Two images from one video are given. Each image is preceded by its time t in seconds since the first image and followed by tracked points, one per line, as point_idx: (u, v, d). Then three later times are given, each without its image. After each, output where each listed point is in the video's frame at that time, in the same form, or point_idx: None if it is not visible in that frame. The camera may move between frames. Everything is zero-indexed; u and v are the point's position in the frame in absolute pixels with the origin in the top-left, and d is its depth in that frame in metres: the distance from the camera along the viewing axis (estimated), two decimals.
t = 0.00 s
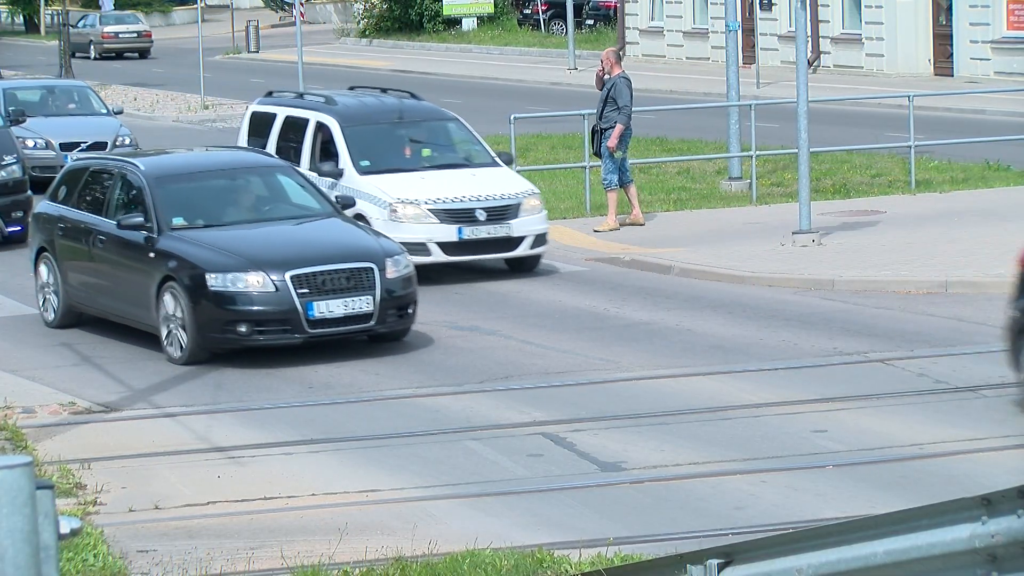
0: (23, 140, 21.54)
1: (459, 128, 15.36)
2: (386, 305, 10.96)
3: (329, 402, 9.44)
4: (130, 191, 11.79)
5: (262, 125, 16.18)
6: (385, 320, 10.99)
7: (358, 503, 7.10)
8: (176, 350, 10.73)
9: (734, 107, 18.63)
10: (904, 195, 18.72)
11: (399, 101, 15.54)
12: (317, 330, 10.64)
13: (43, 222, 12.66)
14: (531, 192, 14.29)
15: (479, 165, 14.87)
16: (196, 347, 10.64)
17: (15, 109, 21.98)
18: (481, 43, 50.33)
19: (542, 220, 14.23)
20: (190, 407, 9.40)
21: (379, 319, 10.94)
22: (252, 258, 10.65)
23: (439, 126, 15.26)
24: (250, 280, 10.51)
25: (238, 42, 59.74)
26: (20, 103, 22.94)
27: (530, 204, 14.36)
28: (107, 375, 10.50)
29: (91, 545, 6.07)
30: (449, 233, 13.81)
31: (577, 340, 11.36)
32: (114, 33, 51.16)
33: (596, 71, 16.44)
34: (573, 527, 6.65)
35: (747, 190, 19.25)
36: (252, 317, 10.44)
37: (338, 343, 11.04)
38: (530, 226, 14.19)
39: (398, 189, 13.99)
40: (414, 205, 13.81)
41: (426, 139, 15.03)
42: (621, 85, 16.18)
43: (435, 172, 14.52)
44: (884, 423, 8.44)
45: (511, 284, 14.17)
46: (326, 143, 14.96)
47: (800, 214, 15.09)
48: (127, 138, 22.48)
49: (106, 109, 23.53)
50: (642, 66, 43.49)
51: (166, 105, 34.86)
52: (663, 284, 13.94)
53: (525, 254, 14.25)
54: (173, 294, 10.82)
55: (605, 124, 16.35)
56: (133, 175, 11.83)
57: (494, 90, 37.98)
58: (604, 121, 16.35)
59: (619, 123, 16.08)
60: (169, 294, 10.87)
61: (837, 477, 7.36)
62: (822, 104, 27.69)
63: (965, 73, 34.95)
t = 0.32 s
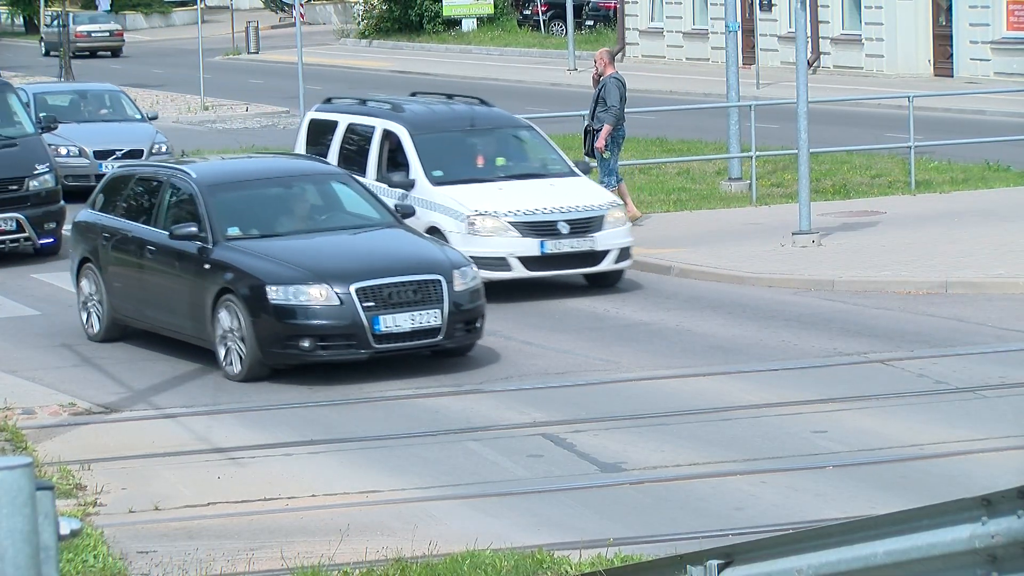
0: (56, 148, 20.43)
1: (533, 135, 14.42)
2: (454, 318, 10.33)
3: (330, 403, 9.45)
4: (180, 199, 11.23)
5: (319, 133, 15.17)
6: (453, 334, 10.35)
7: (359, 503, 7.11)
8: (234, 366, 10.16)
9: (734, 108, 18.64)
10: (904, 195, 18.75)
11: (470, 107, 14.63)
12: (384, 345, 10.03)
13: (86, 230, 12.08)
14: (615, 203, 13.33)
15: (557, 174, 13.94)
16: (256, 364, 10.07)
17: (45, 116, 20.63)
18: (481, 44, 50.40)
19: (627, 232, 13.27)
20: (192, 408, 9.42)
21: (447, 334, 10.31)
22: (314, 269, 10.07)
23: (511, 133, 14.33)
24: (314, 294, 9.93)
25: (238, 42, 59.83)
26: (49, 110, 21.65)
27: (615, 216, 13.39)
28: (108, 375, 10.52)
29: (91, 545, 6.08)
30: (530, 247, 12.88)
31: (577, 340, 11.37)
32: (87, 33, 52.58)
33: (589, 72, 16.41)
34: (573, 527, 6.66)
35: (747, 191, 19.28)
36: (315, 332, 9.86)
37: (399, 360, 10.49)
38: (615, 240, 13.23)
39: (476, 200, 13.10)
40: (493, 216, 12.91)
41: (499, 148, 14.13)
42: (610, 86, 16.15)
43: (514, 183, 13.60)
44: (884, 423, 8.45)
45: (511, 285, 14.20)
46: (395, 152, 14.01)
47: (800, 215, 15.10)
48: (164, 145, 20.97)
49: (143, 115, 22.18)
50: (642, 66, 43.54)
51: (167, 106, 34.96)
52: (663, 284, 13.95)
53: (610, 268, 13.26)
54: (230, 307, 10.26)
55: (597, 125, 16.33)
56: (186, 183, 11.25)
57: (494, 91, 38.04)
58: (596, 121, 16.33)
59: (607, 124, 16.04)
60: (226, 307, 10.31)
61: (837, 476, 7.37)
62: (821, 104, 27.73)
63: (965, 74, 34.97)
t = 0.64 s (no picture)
0: (91, 154, 19.55)
1: (619, 142, 13.59)
2: (526, 333, 9.72)
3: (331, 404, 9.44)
4: (235, 206, 10.67)
5: (391, 142, 14.41)
6: (524, 350, 9.74)
7: (358, 503, 7.11)
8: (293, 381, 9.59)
9: (734, 108, 18.63)
10: (904, 195, 18.76)
11: (552, 113, 13.83)
12: (454, 361, 9.42)
13: (132, 238, 11.53)
14: (712, 214, 12.46)
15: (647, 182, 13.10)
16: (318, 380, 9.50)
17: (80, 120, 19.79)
18: (481, 44, 50.43)
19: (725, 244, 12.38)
20: (192, 408, 9.41)
21: (519, 349, 9.69)
22: (381, 281, 9.49)
23: (596, 141, 13.49)
24: (380, 306, 9.35)
25: (239, 42, 59.87)
26: (83, 114, 20.85)
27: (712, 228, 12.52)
28: (108, 375, 10.52)
29: (91, 545, 6.08)
30: (626, 261, 12.00)
31: (578, 341, 11.37)
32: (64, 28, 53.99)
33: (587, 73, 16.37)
34: (573, 528, 6.66)
35: (747, 191, 19.28)
36: (382, 346, 9.28)
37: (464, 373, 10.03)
38: (714, 252, 12.33)
39: (567, 213, 12.26)
40: (586, 229, 12.06)
41: (585, 155, 13.32)
42: (608, 87, 16.11)
43: (603, 193, 12.76)
44: (884, 423, 8.45)
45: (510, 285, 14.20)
46: (476, 161, 13.24)
47: (800, 215, 15.11)
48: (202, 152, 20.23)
49: (178, 120, 21.40)
50: (642, 66, 43.56)
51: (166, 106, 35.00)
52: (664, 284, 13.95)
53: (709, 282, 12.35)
54: (291, 320, 9.69)
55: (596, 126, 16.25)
56: (241, 191, 10.68)
57: (494, 91, 38.07)
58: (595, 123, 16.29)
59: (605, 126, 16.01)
60: (287, 320, 9.74)
61: (837, 476, 7.37)
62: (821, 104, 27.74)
63: (965, 74, 34.96)
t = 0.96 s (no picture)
0: (131, 161, 18.91)
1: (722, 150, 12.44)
2: (602, 346, 9.12)
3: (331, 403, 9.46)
4: (293, 213, 10.07)
5: (466, 152, 13.32)
6: (600, 364, 9.12)
7: (358, 503, 7.11)
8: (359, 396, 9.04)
9: (735, 108, 18.62)
10: (904, 195, 18.77)
11: (646, 118, 12.69)
12: (528, 376, 8.84)
13: (180, 248, 10.93)
14: (828, 228, 11.42)
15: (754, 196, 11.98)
16: (384, 395, 8.94)
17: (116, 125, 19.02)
18: (482, 44, 50.45)
19: (843, 260, 11.35)
20: (193, 408, 9.42)
21: (594, 363, 9.09)
22: (451, 291, 8.91)
23: (695, 149, 12.31)
24: (449, 318, 8.78)
25: (239, 42, 59.91)
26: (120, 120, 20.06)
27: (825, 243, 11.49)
28: (108, 375, 10.52)
29: (91, 546, 6.08)
30: (741, 279, 10.94)
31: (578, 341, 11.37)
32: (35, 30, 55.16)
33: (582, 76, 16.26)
34: (573, 527, 6.67)
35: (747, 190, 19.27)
36: (452, 360, 8.72)
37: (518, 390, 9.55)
38: (830, 269, 11.30)
39: (674, 227, 11.20)
40: (697, 244, 11.00)
41: (688, 164, 12.18)
42: (611, 89, 16.07)
43: (710, 206, 11.69)
44: (883, 423, 8.46)
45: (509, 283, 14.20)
46: (572, 173, 12.11)
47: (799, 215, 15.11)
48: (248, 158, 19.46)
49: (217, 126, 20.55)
50: (642, 66, 43.58)
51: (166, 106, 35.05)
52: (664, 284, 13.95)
53: (826, 302, 11.30)
54: (355, 332, 9.13)
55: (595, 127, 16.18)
56: (298, 198, 10.07)
57: (493, 91, 38.10)
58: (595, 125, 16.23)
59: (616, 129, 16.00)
60: (350, 332, 9.18)
61: (836, 476, 7.38)
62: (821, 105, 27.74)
63: (965, 74, 34.97)
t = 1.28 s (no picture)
0: (174, 170, 17.67)
1: (848, 159, 11.38)
2: (685, 364, 8.53)
3: (332, 404, 9.47)
4: (355, 223, 9.49)
5: (566, 163, 12.33)
6: (683, 383, 8.53)
7: (358, 503, 7.11)
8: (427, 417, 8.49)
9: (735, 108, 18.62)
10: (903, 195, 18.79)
11: (761, 125, 11.67)
12: (610, 396, 8.27)
13: (231, 259, 10.40)
14: (969, 242, 10.37)
15: (886, 208, 10.91)
16: (457, 416, 8.40)
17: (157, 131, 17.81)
18: (482, 44, 50.45)
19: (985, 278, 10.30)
20: (193, 408, 9.42)
21: (677, 382, 8.50)
22: (527, 306, 8.34)
23: (819, 159, 11.27)
24: (527, 334, 8.22)
25: (238, 42, 59.94)
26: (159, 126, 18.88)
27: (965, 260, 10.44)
28: (108, 376, 10.53)
29: (91, 546, 6.09)
30: (880, 298, 9.90)
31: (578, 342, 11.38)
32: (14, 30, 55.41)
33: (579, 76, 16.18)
34: (573, 528, 6.67)
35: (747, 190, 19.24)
36: (528, 379, 8.16)
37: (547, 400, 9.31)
38: (973, 288, 10.24)
39: (803, 242, 10.17)
40: (833, 261, 9.97)
41: (812, 175, 11.13)
42: (610, 88, 16.00)
43: (841, 219, 10.62)
44: (884, 423, 8.46)
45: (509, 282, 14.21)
46: (689, 186, 11.09)
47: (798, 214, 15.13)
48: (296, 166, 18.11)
49: (264, 132, 19.25)
50: (642, 66, 43.59)
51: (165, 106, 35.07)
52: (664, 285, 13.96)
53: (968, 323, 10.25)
54: (424, 350, 8.59)
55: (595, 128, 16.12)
56: (360, 207, 9.49)
57: (493, 92, 38.09)
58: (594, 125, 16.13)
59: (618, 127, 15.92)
60: (419, 350, 8.64)
61: (837, 476, 7.38)
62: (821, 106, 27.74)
63: (965, 74, 34.97)
